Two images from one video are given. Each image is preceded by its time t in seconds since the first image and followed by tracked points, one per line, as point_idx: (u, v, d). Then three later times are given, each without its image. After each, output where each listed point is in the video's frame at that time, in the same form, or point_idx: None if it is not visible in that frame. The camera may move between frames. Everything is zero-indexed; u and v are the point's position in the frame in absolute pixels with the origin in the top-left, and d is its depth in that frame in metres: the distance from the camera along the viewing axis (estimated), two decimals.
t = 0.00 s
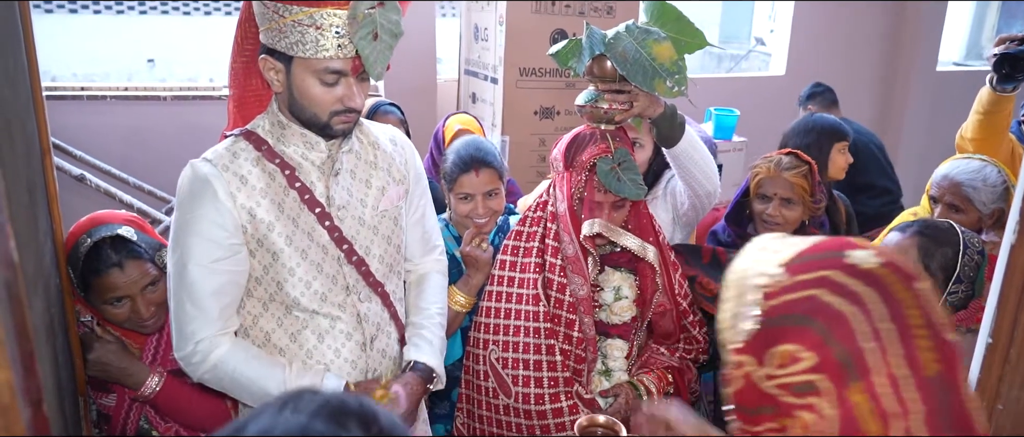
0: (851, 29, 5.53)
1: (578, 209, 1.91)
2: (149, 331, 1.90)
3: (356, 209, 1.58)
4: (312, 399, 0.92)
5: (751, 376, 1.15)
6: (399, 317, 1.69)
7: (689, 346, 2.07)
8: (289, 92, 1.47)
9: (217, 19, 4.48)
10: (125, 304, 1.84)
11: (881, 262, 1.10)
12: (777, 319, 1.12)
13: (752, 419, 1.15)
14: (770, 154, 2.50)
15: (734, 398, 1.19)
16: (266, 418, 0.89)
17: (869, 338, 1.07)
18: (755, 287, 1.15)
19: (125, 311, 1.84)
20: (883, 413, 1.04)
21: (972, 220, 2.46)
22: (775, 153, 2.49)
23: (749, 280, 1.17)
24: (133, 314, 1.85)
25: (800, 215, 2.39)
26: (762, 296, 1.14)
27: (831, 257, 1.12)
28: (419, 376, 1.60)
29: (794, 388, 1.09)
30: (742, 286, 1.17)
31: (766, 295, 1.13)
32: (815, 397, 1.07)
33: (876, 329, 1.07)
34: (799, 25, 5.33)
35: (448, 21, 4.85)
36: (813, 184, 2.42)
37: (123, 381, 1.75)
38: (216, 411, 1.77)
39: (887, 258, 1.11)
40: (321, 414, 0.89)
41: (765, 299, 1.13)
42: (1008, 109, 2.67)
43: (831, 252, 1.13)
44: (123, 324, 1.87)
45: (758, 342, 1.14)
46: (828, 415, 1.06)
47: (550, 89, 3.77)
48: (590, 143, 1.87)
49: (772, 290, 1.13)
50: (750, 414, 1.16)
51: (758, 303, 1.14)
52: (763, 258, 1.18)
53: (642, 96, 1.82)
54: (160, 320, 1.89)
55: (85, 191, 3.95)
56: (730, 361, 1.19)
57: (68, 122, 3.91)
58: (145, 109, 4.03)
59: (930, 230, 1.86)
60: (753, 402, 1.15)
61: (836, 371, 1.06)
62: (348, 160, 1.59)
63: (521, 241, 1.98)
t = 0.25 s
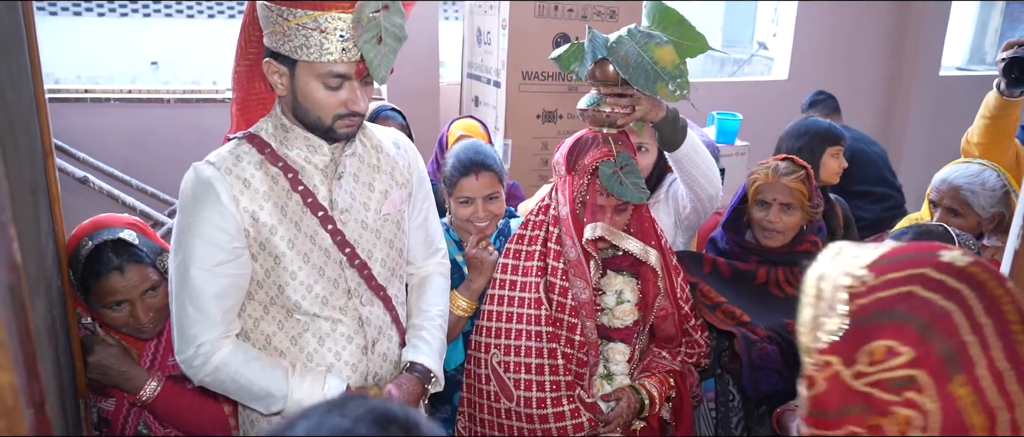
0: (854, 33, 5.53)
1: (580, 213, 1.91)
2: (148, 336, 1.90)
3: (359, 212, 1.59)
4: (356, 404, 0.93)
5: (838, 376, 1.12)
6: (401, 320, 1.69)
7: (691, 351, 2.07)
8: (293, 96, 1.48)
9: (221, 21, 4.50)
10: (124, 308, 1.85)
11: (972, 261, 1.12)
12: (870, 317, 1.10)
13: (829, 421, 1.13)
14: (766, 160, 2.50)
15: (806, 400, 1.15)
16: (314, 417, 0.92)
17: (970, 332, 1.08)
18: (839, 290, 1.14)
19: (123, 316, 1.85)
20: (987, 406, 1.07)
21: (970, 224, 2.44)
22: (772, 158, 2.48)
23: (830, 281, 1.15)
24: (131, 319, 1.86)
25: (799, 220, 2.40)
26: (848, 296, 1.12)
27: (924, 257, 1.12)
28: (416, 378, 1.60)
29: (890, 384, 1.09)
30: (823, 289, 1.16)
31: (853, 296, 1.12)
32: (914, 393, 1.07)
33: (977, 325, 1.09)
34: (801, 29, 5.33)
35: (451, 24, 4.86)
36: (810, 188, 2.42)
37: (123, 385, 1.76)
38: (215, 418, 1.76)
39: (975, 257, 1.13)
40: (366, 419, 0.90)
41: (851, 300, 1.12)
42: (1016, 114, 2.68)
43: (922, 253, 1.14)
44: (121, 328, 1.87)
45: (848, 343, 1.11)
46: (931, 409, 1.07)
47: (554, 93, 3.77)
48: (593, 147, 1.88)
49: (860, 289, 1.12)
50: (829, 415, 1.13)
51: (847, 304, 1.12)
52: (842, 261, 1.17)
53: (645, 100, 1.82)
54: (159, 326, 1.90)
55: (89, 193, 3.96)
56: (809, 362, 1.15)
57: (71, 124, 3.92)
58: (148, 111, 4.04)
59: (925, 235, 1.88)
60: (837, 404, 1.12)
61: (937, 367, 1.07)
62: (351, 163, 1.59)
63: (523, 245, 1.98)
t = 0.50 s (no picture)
0: (855, 32, 5.52)
1: (580, 213, 1.91)
2: (149, 337, 1.90)
3: (359, 213, 1.59)
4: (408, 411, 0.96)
5: (876, 386, 1.22)
6: (401, 320, 1.69)
7: (691, 350, 2.07)
8: (294, 96, 1.48)
9: (221, 21, 4.49)
10: (125, 309, 1.85)
11: (987, 258, 1.25)
12: (901, 323, 1.22)
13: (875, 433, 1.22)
14: (760, 160, 2.49)
15: (846, 417, 1.25)
16: (365, 426, 0.94)
17: (1003, 325, 1.22)
18: (864, 303, 1.25)
19: (124, 317, 1.85)
20: None
21: (966, 221, 2.44)
22: (765, 159, 2.48)
23: (857, 296, 1.26)
24: (132, 320, 1.86)
25: (796, 220, 2.41)
26: (875, 306, 1.24)
27: (942, 259, 1.25)
28: (412, 375, 1.59)
29: (933, 386, 1.20)
30: (855, 307, 1.26)
31: (879, 305, 1.24)
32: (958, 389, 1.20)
33: (1005, 315, 1.23)
34: (802, 28, 5.32)
35: (451, 24, 4.86)
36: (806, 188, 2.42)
37: (125, 385, 1.76)
38: (216, 419, 1.76)
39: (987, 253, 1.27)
40: (418, 427, 0.92)
41: (878, 311, 1.24)
42: (1017, 113, 2.67)
43: (937, 256, 1.27)
44: (123, 329, 1.88)
45: (881, 353, 1.23)
46: (979, 405, 1.20)
47: (554, 93, 3.77)
48: (593, 147, 1.88)
49: (884, 299, 1.24)
50: (873, 429, 1.22)
51: (873, 315, 1.24)
52: (863, 273, 1.29)
53: (644, 99, 1.81)
54: (160, 327, 1.90)
55: (90, 193, 3.97)
56: (843, 377, 1.26)
57: (72, 124, 3.93)
58: (149, 110, 4.04)
59: (923, 235, 1.88)
60: (881, 415, 1.21)
61: (975, 363, 1.20)
62: (351, 163, 1.59)
63: (523, 244, 1.98)
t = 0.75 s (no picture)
0: (854, 32, 5.52)
1: (580, 213, 1.91)
2: (149, 338, 1.89)
3: (359, 214, 1.58)
4: (461, 410, 0.99)
5: (879, 392, 1.21)
6: (401, 322, 1.68)
7: (691, 351, 2.07)
8: (293, 96, 1.47)
9: (221, 21, 4.48)
10: (126, 310, 1.85)
11: (991, 263, 1.24)
12: (904, 329, 1.21)
13: None
14: (754, 162, 2.51)
15: (849, 423, 1.23)
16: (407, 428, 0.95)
17: (1008, 330, 1.22)
18: (868, 309, 1.24)
19: (126, 318, 1.85)
20: None
21: (965, 219, 2.45)
22: (759, 160, 2.50)
23: (862, 300, 1.25)
24: (133, 321, 1.85)
25: (792, 221, 2.41)
26: (877, 313, 1.23)
27: (945, 264, 1.23)
28: (416, 380, 1.59)
29: (935, 394, 1.19)
30: (857, 309, 1.26)
31: (881, 311, 1.23)
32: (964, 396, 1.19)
33: (1006, 319, 1.22)
34: (801, 28, 5.32)
35: (450, 24, 4.85)
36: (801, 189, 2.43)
37: (128, 385, 1.74)
38: (217, 419, 1.77)
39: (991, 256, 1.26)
40: (470, 427, 0.96)
41: (880, 317, 1.22)
42: (1016, 112, 2.66)
43: (942, 260, 1.24)
44: (124, 330, 1.87)
45: (882, 360, 1.22)
46: (988, 413, 1.19)
47: (554, 93, 3.77)
48: (593, 147, 1.88)
49: (887, 304, 1.22)
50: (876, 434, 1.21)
51: (876, 321, 1.23)
52: (864, 277, 1.27)
53: (645, 99, 1.80)
54: (161, 328, 1.89)
55: (90, 194, 3.96)
56: (848, 384, 1.25)
57: (71, 125, 3.92)
58: (148, 110, 4.03)
59: (922, 235, 1.87)
60: (881, 421, 1.20)
61: (980, 370, 1.19)
62: (351, 164, 1.59)
63: (523, 245, 1.98)
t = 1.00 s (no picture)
0: (856, 30, 5.51)
1: (582, 212, 1.90)
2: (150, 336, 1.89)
3: (361, 213, 1.58)
4: (505, 405, 1.00)
5: (829, 373, 1.20)
6: (402, 323, 1.68)
7: (692, 349, 2.06)
8: (296, 94, 1.47)
9: (221, 19, 4.47)
10: (127, 308, 1.84)
11: (974, 276, 1.15)
12: (860, 321, 1.18)
13: (820, 418, 1.20)
14: (752, 161, 2.48)
15: (805, 396, 1.23)
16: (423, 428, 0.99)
17: (956, 347, 1.11)
18: (847, 287, 1.23)
19: (127, 316, 1.84)
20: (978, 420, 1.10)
21: (971, 220, 2.44)
22: (757, 159, 2.47)
23: (841, 281, 1.24)
24: (134, 319, 1.85)
25: (790, 220, 2.40)
26: (850, 296, 1.21)
27: (922, 267, 1.17)
28: (419, 384, 1.58)
29: (863, 389, 1.15)
30: (835, 285, 1.25)
31: (854, 295, 1.21)
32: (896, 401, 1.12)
33: (962, 337, 1.11)
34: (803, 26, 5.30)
35: (451, 21, 4.85)
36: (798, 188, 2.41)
37: (128, 383, 1.73)
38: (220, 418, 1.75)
39: (981, 271, 1.16)
40: (519, 424, 0.97)
41: (848, 303, 1.21)
42: (1014, 114, 2.67)
43: (925, 262, 1.17)
44: (124, 328, 1.87)
45: (836, 342, 1.21)
46: (918, 426, 1.10)
47: (555, 90, 3.76)
48: (595, 146, 1.87)
49: (860, 290, 1.20)
50: (819, 412, 1.21)
51: (841, 308, 1.21)
52: (854, 264, 1.25)
53: (648, 98, 1.80)
54: (162, 326, 1.89)
55: (90, 192, 3.96)
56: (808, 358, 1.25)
57: (72, 123, 3.92)
58: (148, 108, 4.03)
59: (922, 235, 1.88)
60: (825, 401, 1.20)
61: (918, 379, 1.11)
62: (353, 163, 1.58)
63: (524, 244, 1.98)
